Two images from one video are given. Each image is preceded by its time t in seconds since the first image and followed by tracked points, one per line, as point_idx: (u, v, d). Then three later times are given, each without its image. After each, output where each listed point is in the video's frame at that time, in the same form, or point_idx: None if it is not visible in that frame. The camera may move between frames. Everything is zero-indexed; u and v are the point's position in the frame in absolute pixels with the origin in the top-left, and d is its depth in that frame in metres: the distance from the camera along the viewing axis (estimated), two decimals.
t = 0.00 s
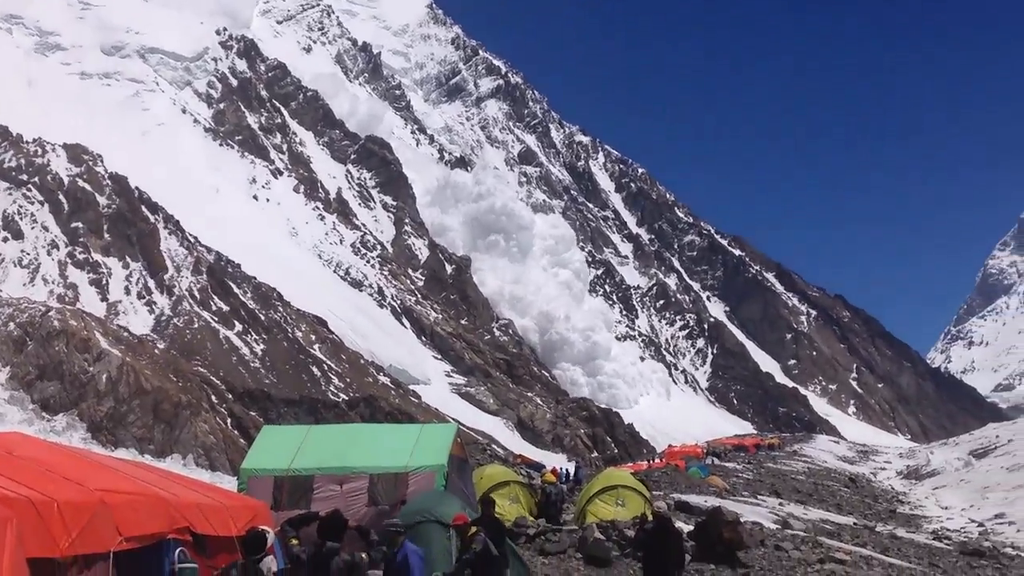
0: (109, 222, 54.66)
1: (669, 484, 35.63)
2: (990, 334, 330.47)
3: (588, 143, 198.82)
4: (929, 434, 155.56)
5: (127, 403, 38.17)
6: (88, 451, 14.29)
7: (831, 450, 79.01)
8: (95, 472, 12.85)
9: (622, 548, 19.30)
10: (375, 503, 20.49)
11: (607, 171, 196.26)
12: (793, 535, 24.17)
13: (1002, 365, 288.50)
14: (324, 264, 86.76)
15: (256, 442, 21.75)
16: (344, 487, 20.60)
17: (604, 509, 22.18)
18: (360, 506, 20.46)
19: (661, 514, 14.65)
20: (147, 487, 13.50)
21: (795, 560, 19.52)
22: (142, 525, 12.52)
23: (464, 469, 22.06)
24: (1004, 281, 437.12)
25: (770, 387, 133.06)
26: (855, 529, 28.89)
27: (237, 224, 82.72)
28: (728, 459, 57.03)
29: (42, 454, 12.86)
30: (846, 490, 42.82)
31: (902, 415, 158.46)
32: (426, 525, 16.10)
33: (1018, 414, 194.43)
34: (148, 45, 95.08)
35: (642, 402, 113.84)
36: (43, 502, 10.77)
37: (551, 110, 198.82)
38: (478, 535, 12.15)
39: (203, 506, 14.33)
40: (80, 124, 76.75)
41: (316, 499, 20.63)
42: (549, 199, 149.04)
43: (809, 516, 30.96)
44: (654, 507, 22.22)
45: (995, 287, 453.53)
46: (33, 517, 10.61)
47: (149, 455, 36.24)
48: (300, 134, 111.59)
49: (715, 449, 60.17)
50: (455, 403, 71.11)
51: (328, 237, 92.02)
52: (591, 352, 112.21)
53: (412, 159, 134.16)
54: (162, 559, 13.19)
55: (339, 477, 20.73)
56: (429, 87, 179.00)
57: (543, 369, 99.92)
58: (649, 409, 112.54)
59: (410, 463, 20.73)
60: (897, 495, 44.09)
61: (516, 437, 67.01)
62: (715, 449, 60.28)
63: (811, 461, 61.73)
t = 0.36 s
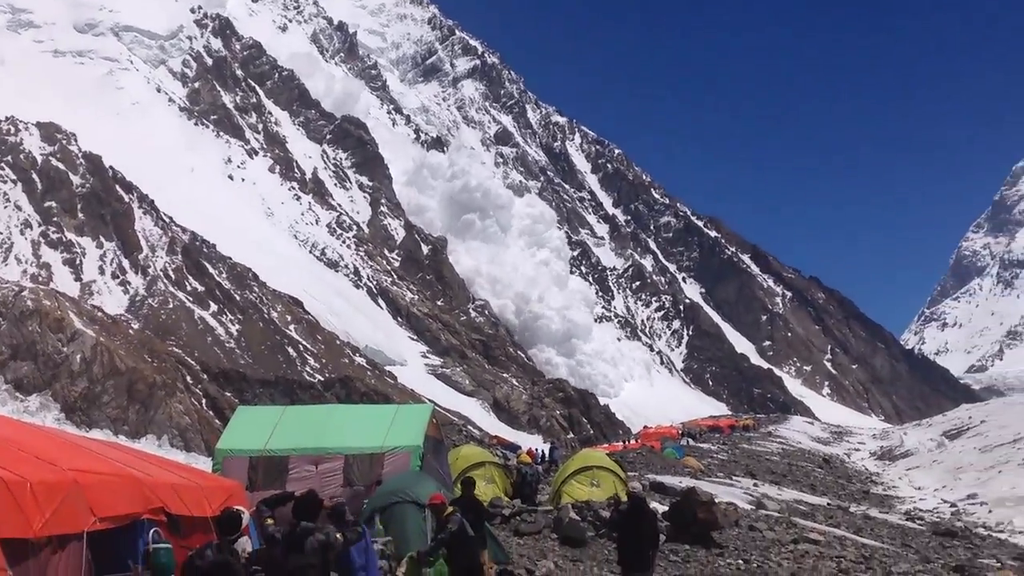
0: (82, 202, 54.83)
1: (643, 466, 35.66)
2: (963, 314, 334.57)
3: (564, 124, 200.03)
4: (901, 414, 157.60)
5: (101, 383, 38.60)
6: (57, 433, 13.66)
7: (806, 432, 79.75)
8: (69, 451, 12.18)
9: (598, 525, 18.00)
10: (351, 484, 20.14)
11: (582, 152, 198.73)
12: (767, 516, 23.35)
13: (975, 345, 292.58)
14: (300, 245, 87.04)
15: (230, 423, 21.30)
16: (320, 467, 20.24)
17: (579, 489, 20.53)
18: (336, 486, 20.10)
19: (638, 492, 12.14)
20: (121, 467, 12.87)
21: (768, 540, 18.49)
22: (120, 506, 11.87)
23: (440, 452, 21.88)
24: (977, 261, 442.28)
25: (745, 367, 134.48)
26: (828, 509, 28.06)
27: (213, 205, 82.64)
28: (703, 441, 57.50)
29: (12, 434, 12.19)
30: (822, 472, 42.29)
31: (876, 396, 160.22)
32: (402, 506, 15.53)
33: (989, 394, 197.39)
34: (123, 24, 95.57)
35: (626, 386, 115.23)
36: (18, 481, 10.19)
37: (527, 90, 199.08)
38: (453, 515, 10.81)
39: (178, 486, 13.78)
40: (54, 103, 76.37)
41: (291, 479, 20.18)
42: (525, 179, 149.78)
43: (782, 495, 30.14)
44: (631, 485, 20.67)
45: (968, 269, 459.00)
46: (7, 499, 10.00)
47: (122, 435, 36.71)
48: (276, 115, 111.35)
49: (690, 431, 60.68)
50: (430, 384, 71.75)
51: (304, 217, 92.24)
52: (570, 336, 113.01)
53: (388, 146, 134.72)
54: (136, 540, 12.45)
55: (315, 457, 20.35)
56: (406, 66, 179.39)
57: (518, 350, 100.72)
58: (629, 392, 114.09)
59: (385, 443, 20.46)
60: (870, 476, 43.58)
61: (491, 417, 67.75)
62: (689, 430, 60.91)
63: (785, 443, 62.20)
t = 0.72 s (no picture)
0: (57, 197, 54.31)
1: (618, 463, 35.83)
2: (937, 312, 337.78)
3: (541, 121, 200.36)
4: (876, 411, 158.80)
5: (75, 379, 38.22)
6: (29, 430, 13.40)
7: (782, 429, 80.27)
8: (41, 447, 12.00)
9: (573, 521, 17.83)
10: (325, 481, 19.97)
11: (559, 149, 199.16)
12: (743, 512, 23.55)
13: (949, 343, 295.21)
14: (276, 241, 86.66)
15: (205, 419, 21.00)
16: (294, 465, 20.02)
17: (554, 486, 20.52)
18: (311, 483, 19.93)
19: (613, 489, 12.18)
20: (93, 463, 12.64)
21: (743, 537, 18.59)
22: (92, 502, 11.68)
23: (415, 448, 21.73)
24: (952, 259, 446.18)
25: (721, 365, 135.13)
26: (803, 506, 28.32)
27: (189, 201, 82.17)
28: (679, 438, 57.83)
29: None
30: (797, 469, 42.63)
31: (851, 393, 161.29)
32: (377, 503, 15.29)
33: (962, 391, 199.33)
34: (98, 19, 96.31)
35: (611, 390, 115.57)
36: None
37: (504, 87, 198.91)
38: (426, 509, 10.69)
39: (151, 483, 13.54)
40: (27, 97, 75.80)
41: (266, 477, 19.97)
42: (502, 176, 150.02)
43: (757, 492, 30.38)
44: (606, 483, 20.69)
45: (942, 267, 463.44)
46: None
47: (96, 432, 36.24)
48: (252, 110, 110.70)
49: (665, 427, 60.92)
50: (406, 381, 71.66)
51: (280, 214, 91.89)
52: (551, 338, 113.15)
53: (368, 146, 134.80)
54: (109, 538, 12.21)
55: (289, 454, 20.12)
56: (383, 63, 179.35)
57: (494, 347, 100.76)
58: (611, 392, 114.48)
59: (360, 440, 20.25)
60: (845, 472, 43.98)
61: (468, 415, 67.75)
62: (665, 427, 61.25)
63: (760, 439, 62.65)
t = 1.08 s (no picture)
0: (27, 178, 53.36)
1: (591, 448, 35.89)
2: (907, 299, 341.26)
3: (515, 106, 200.04)
4: (846, 397, 160.46)
5: (46, 361, 37.68)
6: None
7: (753, 415, 80.88)
8: (7, 428, 11.72)
9: (545, 506, 17.73)
10: (297, 465, 19.02)
11: (533, 134, 199.11)
12: (714, 498, 23.68)
13: (918, 330, 298.60)
14: (248, 225, 85.95)
15: (179, 400, 20.22)
16: (266, 447, 19.10)
17: (526, 471, 20.52)
18: (282, 467, 18.98)
19: (584, 475, 12.21)
20: (63, 445, 12.36)
21: (714, 522, 18.68)
22: (61, 484, 11.43)
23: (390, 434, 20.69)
24: (922, 247, 450.91)
25: (693, 351, 135.87)
26: (773, 491, 28.52)
27: (160, 183, 81.41)
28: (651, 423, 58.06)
29: None
30: (768, 454, 43.00)
31: (822, 379, 162.67)
32: (348, 488, 14.94)
33: (931, 377, 201.88)
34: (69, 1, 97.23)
35: (592, 377, 115.29)
36: None
37: (478, 71, 198.29)
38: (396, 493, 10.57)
39: (122, 466, 13.25)
40: None
41: (236, 461, 19.10)
42: (476, 161, 149.89)
43: (728, 478, 30.56)
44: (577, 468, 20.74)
45: (912, 254, 468.37)
46: None
47: (66, 415, 35.78)
48: (224, 92, 109.51)
49: (638, 413, 61.19)
50: (379, 365, 71.44)
51: (253, 197, 91.22)
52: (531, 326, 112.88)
53: (344, 129, 133.89)
54: (79, 522, 11.90)
55: (262, 437, 19.23)
56: (356, 46, 178.70)
57: (467, 332, 100.74)
58: (592, 380, 114.32)
59: (332, 424, 19.26)
60: (815, 458, 44.42)
61: (441, 400, 67.70)
62: (637, 412, 61.55)
63: (731, 425, 63.05)
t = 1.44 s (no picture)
0: (10, 163, 52.41)
1: (574, 439, 35.99)
2: (891, 292, 343.17)
3: (501, 96, 199.80)
4: (828, 389, 161.35)
5: (28, 348, 37.28)
6: None
7: (736, 406, 81.21)
8: None
9: (529, 495, 17.73)
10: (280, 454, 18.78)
11: (519, 124, 198.96)
12: (697, 489, 23.82)
13: (902, 323, 300.37)
14: (233, 213, 85.55)
15: (160, 390, 19.91)
16: (249, 436, 18.86)
17: (510, 461, 20.53)
18: (265, 457, 18.75)
19: (568, 465, 12.21)
20: (45, 433, 12.31)
21: (696, 513, 18.77)
22: (44, 471, 11.41)
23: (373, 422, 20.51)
24: (906, 240, 453.23)
25: (677, 342, 136.25)
26: (756, 482, 28.70)
27: (145, 170, 80.89)
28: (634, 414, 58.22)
29: None
30: (751, 446, 43.26)
31: (805, 371, 163.39)
32: (331, 477, 14.86)
33: (914, 370, 203.21)
34: None
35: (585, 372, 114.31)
36: None
37: (464, 60, 197.77)
38: (379, 482, 10.56)
39: (104, 454, 13.18)
40: None
41: (219, 449, 18.85)
42: (461, 150, 149.73)
43: (711, 469, 30.78)
44: (561, 458, 20.77)
45: (897, 248, 470.89)
46: None
47: (48, 402, 35.50)
48: (209, 79, 108.82)
49: (621, 403, 61.37)
50: (363, 354, 71.31)
51: (237, 184, 90.81)
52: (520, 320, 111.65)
53: (329, 117, 133.44)
54: (61, 509, 11.84)
55: (245, 426, 18.98)
56: (343, 34, 178.37)
57: (451, 321, 100.62)
58: (585, 374, 114.04)
59: (316, 413, 18.99)
60: (797, 450, 44.70)
61: (425, 389, 67.68)
62: (621, 403, 61.74)
63: (714, 417, 63.31)
